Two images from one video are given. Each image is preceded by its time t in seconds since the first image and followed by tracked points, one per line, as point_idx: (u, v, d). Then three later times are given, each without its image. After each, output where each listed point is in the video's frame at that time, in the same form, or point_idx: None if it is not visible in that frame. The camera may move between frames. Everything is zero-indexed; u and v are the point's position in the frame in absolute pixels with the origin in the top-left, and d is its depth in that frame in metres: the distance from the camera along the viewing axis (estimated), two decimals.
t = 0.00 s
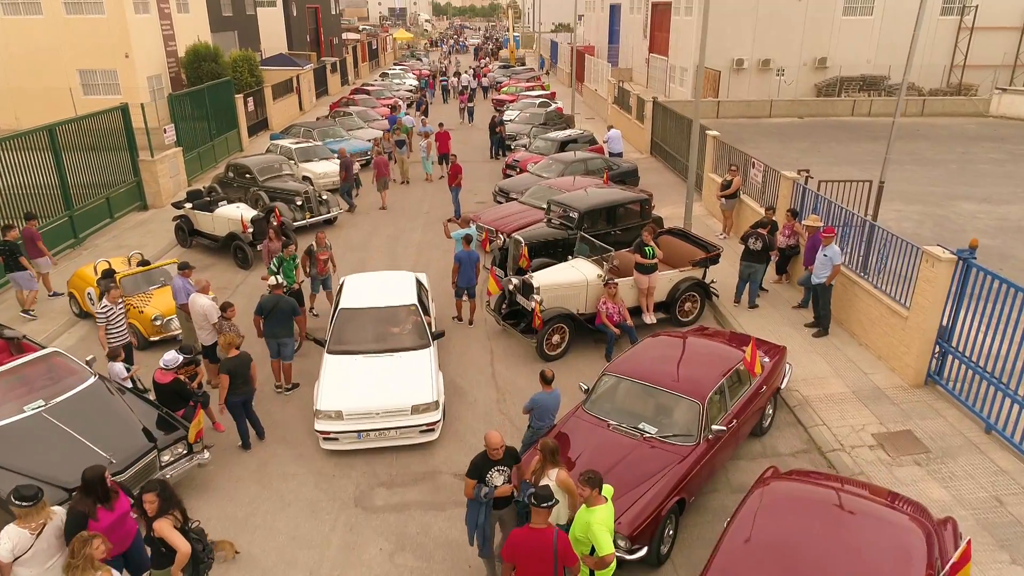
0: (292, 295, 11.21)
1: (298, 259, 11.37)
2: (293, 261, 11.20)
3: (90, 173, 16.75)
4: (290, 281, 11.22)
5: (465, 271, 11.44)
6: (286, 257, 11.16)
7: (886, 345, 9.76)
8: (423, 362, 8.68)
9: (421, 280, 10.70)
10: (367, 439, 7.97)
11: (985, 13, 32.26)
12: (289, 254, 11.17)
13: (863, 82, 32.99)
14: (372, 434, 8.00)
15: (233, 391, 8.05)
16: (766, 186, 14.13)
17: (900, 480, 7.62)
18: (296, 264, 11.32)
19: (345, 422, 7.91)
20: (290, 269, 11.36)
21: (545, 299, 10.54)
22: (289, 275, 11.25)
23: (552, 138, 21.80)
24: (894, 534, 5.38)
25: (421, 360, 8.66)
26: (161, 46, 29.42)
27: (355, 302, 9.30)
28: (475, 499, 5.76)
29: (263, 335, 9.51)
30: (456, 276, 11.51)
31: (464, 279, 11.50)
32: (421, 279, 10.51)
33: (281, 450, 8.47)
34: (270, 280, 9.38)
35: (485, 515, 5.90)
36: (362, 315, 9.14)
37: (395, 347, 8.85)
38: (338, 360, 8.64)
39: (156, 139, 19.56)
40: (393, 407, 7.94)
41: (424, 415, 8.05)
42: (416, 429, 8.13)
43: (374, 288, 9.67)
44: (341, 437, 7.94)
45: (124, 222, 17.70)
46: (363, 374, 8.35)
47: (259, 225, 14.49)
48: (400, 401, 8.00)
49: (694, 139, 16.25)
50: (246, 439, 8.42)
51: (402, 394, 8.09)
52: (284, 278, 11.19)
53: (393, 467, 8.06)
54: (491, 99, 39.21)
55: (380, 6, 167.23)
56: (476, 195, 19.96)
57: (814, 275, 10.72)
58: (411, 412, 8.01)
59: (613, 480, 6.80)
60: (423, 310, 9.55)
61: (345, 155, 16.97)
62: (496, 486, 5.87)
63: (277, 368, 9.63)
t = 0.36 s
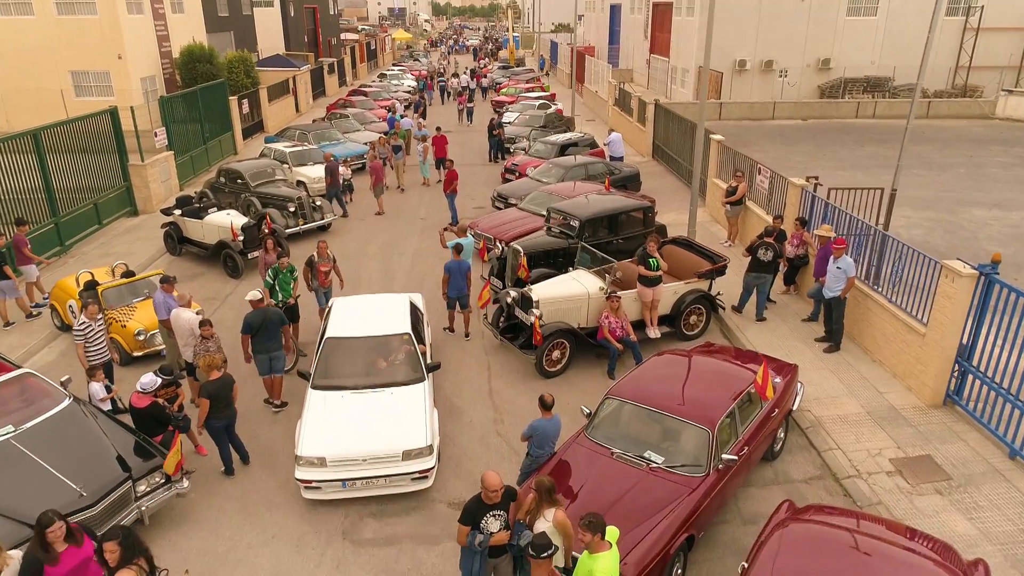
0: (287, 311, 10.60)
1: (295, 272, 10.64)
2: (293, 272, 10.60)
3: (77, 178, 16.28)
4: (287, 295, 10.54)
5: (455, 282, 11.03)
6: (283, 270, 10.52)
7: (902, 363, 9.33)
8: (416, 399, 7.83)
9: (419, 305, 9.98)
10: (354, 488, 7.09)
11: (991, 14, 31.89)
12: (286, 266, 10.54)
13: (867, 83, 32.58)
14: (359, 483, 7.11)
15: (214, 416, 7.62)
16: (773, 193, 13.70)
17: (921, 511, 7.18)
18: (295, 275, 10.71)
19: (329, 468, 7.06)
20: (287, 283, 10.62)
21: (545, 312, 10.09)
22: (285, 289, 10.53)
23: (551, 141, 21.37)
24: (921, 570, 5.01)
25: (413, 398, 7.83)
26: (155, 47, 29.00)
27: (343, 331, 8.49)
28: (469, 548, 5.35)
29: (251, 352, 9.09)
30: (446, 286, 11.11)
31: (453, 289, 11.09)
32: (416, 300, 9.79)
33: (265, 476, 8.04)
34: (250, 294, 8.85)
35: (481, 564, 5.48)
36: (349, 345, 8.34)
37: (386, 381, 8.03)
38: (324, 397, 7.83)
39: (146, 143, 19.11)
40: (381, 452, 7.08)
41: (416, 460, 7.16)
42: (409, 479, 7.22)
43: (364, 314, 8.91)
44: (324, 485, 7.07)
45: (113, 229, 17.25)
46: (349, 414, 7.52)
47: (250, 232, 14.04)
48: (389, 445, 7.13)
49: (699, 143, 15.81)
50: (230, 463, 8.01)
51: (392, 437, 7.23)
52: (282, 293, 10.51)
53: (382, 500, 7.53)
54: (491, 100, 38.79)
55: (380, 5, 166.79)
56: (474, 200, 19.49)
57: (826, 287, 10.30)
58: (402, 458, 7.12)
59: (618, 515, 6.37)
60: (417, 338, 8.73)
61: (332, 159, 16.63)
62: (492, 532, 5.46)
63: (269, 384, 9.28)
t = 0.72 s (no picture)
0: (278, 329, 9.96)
1: (290, 288, 10.04)
2: (289, 286, 9.99)
3: (63, 184, 15.82)
4: (281, 312, 9.96)
5: (445, 295, 10.63)
6: (277, 284, 9.93)
7: (922, 383, 8.87)
8: (409, 446, 6.95)
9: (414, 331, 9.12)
10: (337, 552, 6.20)
11: (999, 15, 31.47)
12: (281, 281, 9.94)
13: (872, 84, 32.10)
14: (342, 546, 6.23)
15: (192, 444, 7.17)
16: (781, 201, 13.25)
17: (948, 548, 6.72)
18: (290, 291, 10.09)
19: (309, 529, 6.19)
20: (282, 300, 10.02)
21: (545, 328, 9.64)
22: (280, 306, 9.93)
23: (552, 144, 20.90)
24: None
25: (405, 443, 6.94)
26: (149, 48, 28.54)
27: (329, 366, 7.60)
28: None
29: (239, 371, 8.59)
30: (435, 298, 10.67)
31: (444, 301, 10.68)
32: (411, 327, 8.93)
33: (250, 507, 7.58)
34: (233, 313, 8.39)
35: None
36: (333, 381, 7.45)
37: (375, 425, 7.15)
38: (305, 443, 6.95)
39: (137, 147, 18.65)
40: (368, 510, 6.21)
41: (407, 519, 6.29)
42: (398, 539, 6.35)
43: (353, 343, 8.02)
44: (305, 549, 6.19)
45: (101, 236, 16.79)
46: (335, 465, 6.66)
47: (241, 241, 13.59)
48: (377, 502, 6.27)
49: (704, 148, 15.35)
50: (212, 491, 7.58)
51: (380, 492, 6.38)
52: (275, 310, 9.93)
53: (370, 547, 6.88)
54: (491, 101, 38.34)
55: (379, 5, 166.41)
56: (473, 206, 19.01)
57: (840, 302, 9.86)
58: (391, 518, 6.24)
59: (626, 556, 5.96)
60: (411, 372, 7.84)
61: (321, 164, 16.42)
62: None
63: (256, 404, 8.86)
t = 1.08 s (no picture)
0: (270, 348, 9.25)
1: (284, 306, 9.57)
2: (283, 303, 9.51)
3: (48, 190, 15.33)
4: (274, 330, 9.45)
5: (439, 309, 10.22)
6: (270, 302, 9.40)
7: (945, 406, 8.41)
8: (399, 507, 6.09)
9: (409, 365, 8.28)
10: None
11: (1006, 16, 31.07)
12: (274, 298, 9.41)
13: (877, 86, 31.65)
14: None
15: (170, 477, 6.71)
16: (791, 210, 12.79)
17: None
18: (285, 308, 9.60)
19: None
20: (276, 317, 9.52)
21: (547, 345, 9.17)
22: (272, 324, 9.43)
23: (553, 148, 20.44)
24: None
25: (396, 503, 6.10)
26: (142, 50, 28.08)
27: (311, 408, 6.79)
28: None
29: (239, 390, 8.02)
30: (429, 313, 10.24)
31: (438, 315, 10.26)
32: (406, 362, 8.13)
33: (232, 542, 7.12)
34: (224, 327, 7.69)
35: None
36: (315, 426, 6.63)
37: (362, 477, 6.34)
38: (283, 499, 6.15)
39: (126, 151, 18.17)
40: None
41: None
42: None
43: (340, 380, 7.23)
44: None
45: (89, 243, 16.33)
46: (315, 528, 5.84)
47: (230, 250, 13.11)
48: None
49: (710, 153, 14.88)
50: (193, 524, 7.10)
51: (365, 561, 5.57)
52: (268, 328, 9.42)
53: None
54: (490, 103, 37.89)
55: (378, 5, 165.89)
56: (472, 212, 18.56)
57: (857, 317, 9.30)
58: None
59: None
60: (404, 417, 7.02)
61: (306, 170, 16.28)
62: None
63: (245, 426, 8.34)
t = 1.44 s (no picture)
0: (262, 371, 8.60)
1: (278, 325, 8.89)
2: (278, 322, 8.87)
3: (33, 196, 14.84)
4: (267, 352, 8.78)
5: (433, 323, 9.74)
6: (262, 322, 8.70)
7: (972, 431, 7.92)
8: None
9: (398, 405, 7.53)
10: None
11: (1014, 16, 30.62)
12: (266, 318, 8.71)
13: (882, 87, 31.21)
14: None
15: (143, 514, 6.24)
16: (802, 218, 12.33)
17: None
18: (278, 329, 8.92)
19: None
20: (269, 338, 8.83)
21: (549, 363, 8.71)
22: (265, 345, 8.74)
23: (554, 152, 19.97)
24: None
25: None
26: (136, 51, 27.60)
27: (289, 461, 6.08)
28: None
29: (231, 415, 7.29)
30: (423, 328, 9.75)
31: (432, 329, 9.78)
32: (398, 402, 7.36)
33: None
34: (213, 348, 6.99)
35: None
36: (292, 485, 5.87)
37: (343, 546, 5.59)
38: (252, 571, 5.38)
39: (116, 156, 17.69)
40: None
41: None
42: None
43: (323, 425, 6.53)
44: None
45: (76, 251, 15.85)
46: None
47: (220, 260, 12.66)
48: None
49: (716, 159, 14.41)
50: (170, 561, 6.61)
51: None
52: (260, 350, 8.75)
53: None
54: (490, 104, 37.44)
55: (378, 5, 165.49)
56: (471, 217, 18.09)
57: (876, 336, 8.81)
58: None
59: None
60: (392, 471, 6.29)
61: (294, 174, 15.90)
62: None
63: (232, 454, 7.77)
